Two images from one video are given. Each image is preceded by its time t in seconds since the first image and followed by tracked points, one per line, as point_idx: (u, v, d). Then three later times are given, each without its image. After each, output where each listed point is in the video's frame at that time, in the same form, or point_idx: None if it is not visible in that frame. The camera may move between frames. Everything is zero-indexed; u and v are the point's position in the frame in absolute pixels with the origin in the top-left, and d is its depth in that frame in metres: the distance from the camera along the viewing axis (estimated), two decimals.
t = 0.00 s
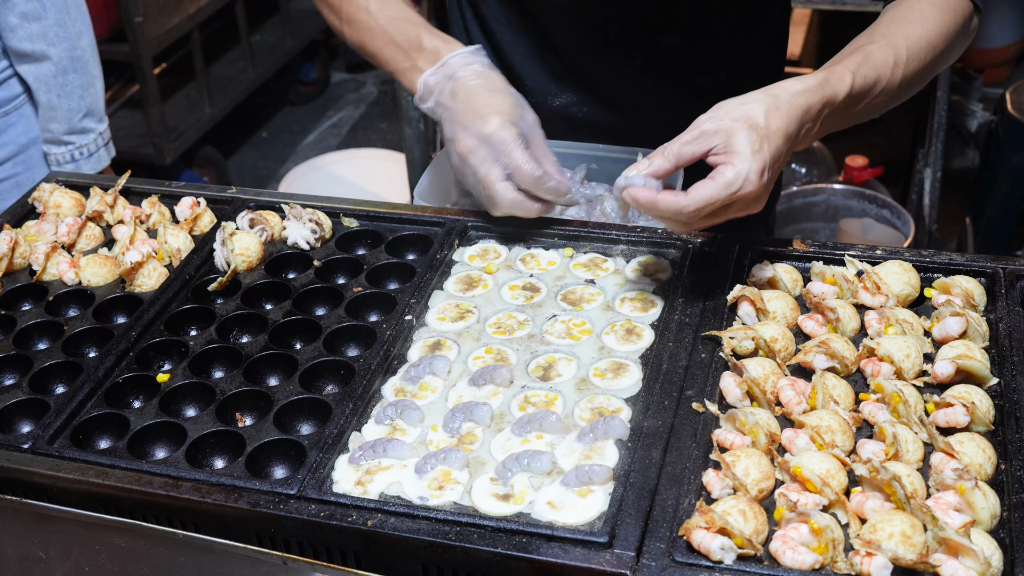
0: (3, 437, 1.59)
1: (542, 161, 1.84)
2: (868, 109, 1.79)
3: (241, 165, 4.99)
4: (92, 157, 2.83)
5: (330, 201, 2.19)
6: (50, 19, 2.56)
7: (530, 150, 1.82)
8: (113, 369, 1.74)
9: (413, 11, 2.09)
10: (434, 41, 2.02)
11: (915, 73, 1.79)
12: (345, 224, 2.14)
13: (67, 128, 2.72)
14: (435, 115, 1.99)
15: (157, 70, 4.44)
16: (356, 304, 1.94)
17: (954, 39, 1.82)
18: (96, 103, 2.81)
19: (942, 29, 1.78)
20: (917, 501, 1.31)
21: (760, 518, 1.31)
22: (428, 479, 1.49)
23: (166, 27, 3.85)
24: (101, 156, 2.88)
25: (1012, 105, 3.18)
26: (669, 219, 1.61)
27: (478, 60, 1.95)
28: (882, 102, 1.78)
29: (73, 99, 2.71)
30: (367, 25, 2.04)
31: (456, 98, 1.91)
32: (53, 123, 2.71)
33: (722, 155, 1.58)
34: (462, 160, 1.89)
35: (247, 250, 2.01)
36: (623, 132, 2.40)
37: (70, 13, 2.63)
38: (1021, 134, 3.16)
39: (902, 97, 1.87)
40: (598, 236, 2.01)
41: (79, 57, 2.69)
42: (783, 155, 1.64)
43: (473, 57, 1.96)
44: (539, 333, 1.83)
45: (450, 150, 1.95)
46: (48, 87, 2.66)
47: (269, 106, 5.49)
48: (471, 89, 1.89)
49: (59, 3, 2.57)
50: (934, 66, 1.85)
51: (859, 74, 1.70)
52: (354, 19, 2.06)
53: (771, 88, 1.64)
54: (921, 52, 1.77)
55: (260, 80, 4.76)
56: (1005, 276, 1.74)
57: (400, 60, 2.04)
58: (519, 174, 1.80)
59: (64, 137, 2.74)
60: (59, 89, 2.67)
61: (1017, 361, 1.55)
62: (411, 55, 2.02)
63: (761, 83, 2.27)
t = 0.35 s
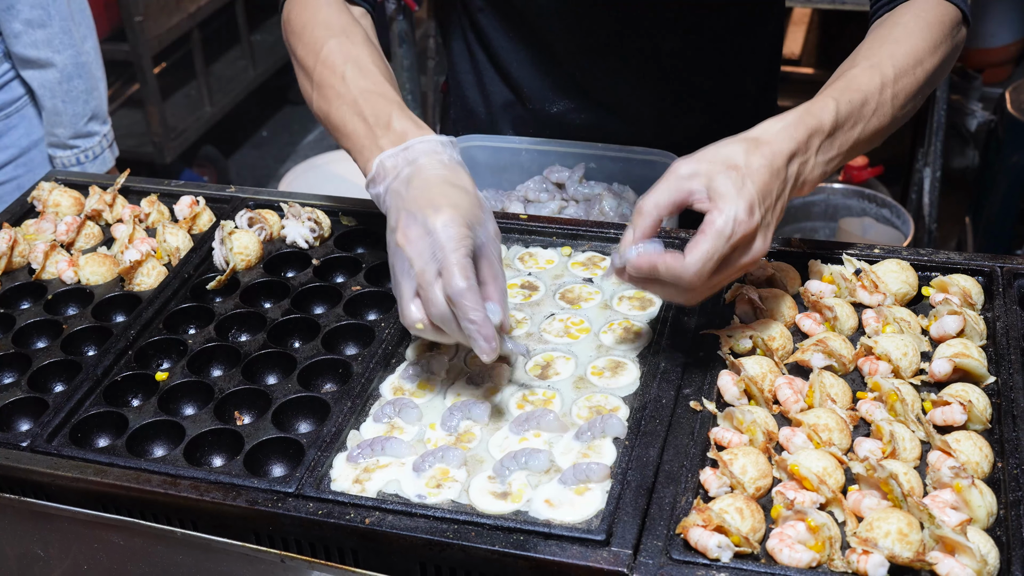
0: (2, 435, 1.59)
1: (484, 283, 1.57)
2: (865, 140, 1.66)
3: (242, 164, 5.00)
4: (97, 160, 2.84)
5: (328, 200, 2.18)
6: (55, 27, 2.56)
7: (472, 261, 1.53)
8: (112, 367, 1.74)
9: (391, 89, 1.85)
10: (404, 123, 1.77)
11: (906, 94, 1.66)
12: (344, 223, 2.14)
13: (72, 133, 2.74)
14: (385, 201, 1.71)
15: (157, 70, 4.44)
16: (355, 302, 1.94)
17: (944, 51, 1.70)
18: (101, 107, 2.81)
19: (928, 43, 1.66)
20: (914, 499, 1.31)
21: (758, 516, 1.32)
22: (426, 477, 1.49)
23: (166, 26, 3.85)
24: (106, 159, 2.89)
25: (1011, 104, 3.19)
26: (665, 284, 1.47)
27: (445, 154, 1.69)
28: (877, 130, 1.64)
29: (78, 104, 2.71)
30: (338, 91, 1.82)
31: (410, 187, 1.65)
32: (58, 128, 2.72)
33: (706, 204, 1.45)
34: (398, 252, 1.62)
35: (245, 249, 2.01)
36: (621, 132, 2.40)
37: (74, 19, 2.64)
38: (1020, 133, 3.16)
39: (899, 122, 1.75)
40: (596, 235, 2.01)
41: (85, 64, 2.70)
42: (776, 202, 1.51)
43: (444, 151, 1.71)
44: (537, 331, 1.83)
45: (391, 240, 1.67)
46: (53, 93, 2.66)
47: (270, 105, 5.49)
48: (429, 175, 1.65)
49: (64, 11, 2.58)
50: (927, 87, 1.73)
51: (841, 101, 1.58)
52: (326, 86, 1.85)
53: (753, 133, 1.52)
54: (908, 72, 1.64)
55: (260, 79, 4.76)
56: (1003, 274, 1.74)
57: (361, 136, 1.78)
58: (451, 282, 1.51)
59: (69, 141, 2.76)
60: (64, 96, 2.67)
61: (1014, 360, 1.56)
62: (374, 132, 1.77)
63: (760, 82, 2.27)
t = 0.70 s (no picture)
0: (3, 433, 1.59)
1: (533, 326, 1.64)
2: (839, 183, 1.59)
3: (242, 164, 4.99)
4: (92, 165, 2.86)
5: (328, 199, 2.18)
6: (50, 30, 2.57)
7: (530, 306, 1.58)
8: (113, 366, 1.74)
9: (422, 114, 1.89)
10: (450, 159, 1.82)
11: (876, 124, 1.57)
12: (344, 223, 2.14)
13: (68, 137, 2.74)
14: (433, 228, 1.75)
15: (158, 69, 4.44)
16: (356, 301, 1.94)
17: (916, 66, 1.60)
18: (98, 112, 2.82)
19: (887, 63, 1.58)
20: (914, 498, 1.31)
21: (757, 515, 1.32)
22: (427, 476, 1.49)
23: (166, 26, 3.85)
24: (103, 163, 2.91)
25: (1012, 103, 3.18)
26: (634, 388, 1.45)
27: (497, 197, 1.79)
28: (846, 166, 1.55)
29: (74, 109, 2.70)
30: (372, 116, 1.84)
31: (468, 219, 1.71)
32: (55, 132, 2.72)
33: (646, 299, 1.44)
34: (456, 284, 1.65)
35: (246, 248, 2.01)
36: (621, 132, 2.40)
37: (70, 23, 2.66)
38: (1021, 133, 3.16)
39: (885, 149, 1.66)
40: (596, 234, 2.01)
41: (81, 69, 2.71)
42: (729, 280, 1.45)
43: (494, 192, 1.80)
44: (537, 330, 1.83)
45: (441, 271, 1.70)
46: (49, 97, 2.66)
47: (270, 105, 5.49)
48: (489, 215, 1.72)
49: (59, 15, 2.59)
50: (906, 110, 1.64)
51: (789, 151, 1.55)
52: (357, 109, 1.85)
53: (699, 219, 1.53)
54: (868, 98, 1.56)
55: (261, 79, 4.77)
56: (1003, 273, 1.74)
57: (402, 163, 1.81)
58: (509, 319, 1.55)
59: (65, 145, 2.76)
60: (59, 100, 2.67)
61: (1014, 359, 1.55)
62: (417, 163, 1.80)
63: (760, 82, 2.27)
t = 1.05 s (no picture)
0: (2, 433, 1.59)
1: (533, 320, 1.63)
2: (834, 193, 1.59)
3: (243, 163, 4.99)
4: (94, 156, 2.85)
5: (328, 199, 2.18)
6: (50, 20, 2.57)
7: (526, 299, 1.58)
8: (113, 365, 1.74)
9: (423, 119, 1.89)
10: (445, 161, 1.82)
11: (872, 133, 1.58)
12: (345, 222, 2.14)
13: (69, 129, 2.74)
14: (430, 235, 1.76)
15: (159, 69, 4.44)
16: (356, 301, 1.94)
17: (917, 74, 1.60)
18: (97, 102, 2.82)
19: (885, 73, 1.59)
20: (915, 499, 1.30)
21: (758, 515, 1.32)
22: (427, 476, 1.49)
23: (167, 25, 3.85)
24: (103, 155, 2.90)
25: (1012, 104, 3.18)
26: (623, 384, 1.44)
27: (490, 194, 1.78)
28: (839, 175, 1.56)
29: (74, 100, 2.71)
30: (372, 124, 1.85)
31: (460, 221, 1.71)
32: (54, 123, 2.72)
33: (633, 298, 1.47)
34: (452, 290, 1.66)
35: (246, 247, 2.01)
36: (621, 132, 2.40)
37: (69, 15, 2.64)
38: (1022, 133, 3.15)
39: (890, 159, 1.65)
40: (596, 234, 2.01)
41: (82, 58, 2.71)
42: (710, 279, 1.47)
43: (487, 190, 1.79)
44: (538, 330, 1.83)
45: (439, 277, 1.71)
46: (48, 88, 2.66)
47: (271, 105, 5.49)
48: (480, 215, 1.71)
49: (58, 5, 2.58)
50: (910, 118, 1.63)
51: (780, 166, 1.58)
52: (357, 117, 1.86)
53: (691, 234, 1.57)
54: (862, 109, 1.58)
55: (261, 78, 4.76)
56: (1004, 274, 1.74)
57: (400, 168, 1.82)
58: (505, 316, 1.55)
59: (66, 137, 2.76)
60: (59, 90, 2.67)
61: (1015, 360, 1.55)
62: (414, 167, 1.81)
63: (760, 82, 2.27)
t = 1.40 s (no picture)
0: (1, 433, 1.59)
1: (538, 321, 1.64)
2: (856, 182, 1.58)
3: (243, 163, 4.99)
4: (94, 153, 2.85)
5: (328, 199, 2.18)
6: (50, 17, 2.57)
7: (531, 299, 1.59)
8: (112, 366, 1.74)
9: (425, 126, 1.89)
10: (446, 167, 1.82)
11: (893, 124, 1.57)
12: (344, 223, 2.14)
13: (69, 125, 2.73)
14: (432, 242, 1.76)
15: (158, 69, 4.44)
16: (355, 301, 1.93)
17: (939, 66, 1.59)
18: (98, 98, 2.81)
19: (906, 65, 1.59)
20: (915, 500, 1.30)
21: (758, 516, 1.31)
22: (426, 477, 1.49)
23: (166, 25, 3.85)
24: (104, 151, 2.89)
25: (1012, 104, 3.18)
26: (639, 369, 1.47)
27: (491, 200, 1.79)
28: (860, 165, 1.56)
29: (74, 95, 2.71)
30: (372, 129, 1.85)
31: (462, 226, 1.72)
32: (55, 120, 2.71)
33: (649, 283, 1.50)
34: (456, 294, 1.66)
35: (246, 248, 2.01)
36: (621, 133, 2.40)
37: (69, 11, 2.64)
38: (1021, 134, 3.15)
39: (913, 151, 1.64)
40: (596, 235, 2.01)
41: (83, 55, 2.71)
42: (722, 265, 1.49)
43: (488, 196, 1.80)
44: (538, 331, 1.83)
45: (442, 282, 1.71)
46: (48, 84, 2.66)
47: (271, 105, 5.48)
48: (482, 220, 1.72)
49: (58, 1, 2.58)
50: (933, 110, 1.62)
51: (801, 158, 1.59)
52: (358, 124, 1.86)
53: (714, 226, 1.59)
54: (882, 101, 1.58)
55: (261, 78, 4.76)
56: (1004, 275, 1.73)
57: (401, 175, 1.82)
58: (512, 316, 1.55)
59: (66, 133, 2.75)
60: (59, 87, 2.67)
61: (1015, 361, 1.55)
62: (415, 173, 1.81)
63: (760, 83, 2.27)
